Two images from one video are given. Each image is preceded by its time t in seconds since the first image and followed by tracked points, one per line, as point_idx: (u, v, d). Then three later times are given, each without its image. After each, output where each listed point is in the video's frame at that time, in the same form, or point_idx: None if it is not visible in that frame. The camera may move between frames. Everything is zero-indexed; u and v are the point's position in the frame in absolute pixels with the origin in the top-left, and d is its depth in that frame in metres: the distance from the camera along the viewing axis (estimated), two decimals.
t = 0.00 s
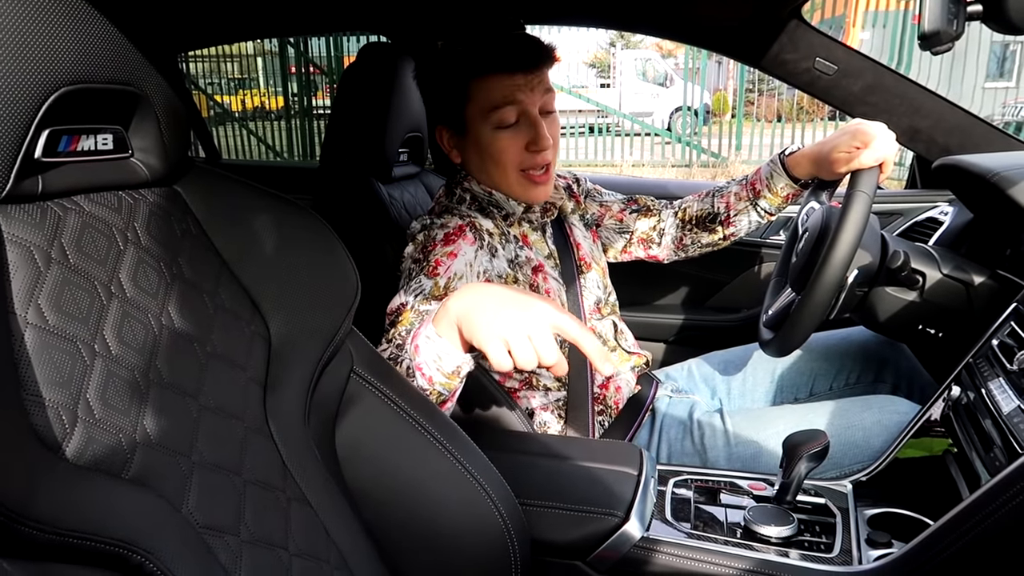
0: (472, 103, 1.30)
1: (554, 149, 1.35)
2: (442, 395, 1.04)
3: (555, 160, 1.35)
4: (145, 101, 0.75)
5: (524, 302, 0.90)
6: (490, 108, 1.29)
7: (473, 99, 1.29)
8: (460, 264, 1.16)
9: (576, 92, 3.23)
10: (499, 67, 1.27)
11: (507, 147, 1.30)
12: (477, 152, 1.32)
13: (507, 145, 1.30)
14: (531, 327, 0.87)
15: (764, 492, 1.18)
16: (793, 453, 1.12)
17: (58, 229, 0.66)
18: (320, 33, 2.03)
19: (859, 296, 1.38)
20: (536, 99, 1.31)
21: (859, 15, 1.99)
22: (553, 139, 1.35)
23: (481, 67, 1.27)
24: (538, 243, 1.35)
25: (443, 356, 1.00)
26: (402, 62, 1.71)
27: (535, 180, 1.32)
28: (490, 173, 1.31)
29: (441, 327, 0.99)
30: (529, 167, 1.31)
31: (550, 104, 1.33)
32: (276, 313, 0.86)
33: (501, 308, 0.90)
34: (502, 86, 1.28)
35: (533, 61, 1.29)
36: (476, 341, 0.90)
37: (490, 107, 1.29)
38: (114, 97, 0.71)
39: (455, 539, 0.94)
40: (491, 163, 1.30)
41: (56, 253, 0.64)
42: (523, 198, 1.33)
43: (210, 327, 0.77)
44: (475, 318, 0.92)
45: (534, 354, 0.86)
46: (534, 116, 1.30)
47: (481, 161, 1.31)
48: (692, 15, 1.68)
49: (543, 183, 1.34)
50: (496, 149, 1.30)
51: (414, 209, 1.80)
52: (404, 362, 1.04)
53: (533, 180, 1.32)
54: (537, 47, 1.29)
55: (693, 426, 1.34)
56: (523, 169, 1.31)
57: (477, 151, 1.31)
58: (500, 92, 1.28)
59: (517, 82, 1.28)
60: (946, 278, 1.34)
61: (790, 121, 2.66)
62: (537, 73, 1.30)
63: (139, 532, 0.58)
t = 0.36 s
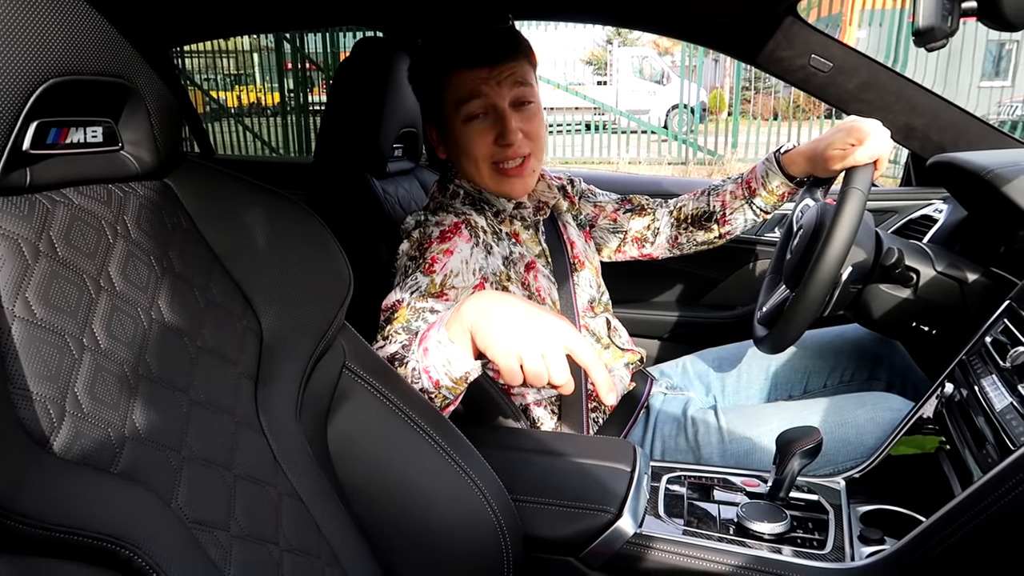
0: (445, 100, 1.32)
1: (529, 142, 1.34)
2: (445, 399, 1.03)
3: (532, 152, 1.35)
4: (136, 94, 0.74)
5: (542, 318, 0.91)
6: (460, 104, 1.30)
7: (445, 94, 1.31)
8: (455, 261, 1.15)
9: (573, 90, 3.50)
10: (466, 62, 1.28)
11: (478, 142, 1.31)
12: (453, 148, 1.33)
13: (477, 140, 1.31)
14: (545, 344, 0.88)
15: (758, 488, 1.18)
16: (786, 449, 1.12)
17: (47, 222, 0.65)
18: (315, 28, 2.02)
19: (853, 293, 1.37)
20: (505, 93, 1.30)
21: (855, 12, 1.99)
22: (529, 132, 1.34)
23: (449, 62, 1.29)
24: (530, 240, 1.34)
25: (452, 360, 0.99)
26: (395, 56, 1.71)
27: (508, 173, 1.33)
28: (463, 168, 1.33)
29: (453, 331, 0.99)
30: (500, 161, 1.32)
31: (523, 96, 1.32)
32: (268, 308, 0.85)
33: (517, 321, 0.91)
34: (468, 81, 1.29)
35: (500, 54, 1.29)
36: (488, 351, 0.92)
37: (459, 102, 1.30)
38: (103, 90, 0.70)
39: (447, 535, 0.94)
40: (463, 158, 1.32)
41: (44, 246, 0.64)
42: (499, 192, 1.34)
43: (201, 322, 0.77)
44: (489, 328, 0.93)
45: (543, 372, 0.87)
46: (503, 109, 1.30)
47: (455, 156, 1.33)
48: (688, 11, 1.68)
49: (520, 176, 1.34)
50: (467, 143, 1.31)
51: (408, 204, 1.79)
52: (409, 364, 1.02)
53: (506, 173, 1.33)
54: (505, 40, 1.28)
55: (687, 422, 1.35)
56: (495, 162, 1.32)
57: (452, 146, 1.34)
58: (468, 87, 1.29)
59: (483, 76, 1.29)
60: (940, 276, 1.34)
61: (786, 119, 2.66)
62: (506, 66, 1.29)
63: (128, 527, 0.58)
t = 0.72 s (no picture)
0: (434, 104, 1.31)
1: (518, 146, 1.32)
2: (437, 399, 1.03)
3: (521, 156, 1.33)
4: (126, 88, 0.74)
5: (533, 319, 0.91)
6: (447, 108, 1.30)
7: (434, 99, 1.31)
8: (448, 257, 1.15)
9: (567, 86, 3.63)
10: (451, 66, 1.28)
11: (466, 146, 1.30)
12: (444, 153, 1.33)
13: (465, 143, 1.30)
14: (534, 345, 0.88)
15: (751, 485, 1.18)
16: (779, 446, 1.12)
17: (34, 215, 0.65)
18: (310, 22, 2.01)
19: (847, 289, 1.38)
20: (492, 95, 1.29)
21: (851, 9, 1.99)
22: (517, 135, 1.32)
23: (436, 66, 1.29)
24: (524, 236, 1.35)
25: (443, 361, 0.99)
26: (389, 51, 1.70)
27: (497, 176, 1.31)
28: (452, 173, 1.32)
29: (446, 332, 0.98)
30: (488, 165, 1.30)
31: (510, 100, 1.31)
32: (259, 303, 0.85)
33: (509, 321, 0.91)
34: (454, 84, 1.28)
35: (486, 57, 1.28)
36: (478, 352, 0.91)
37: (447, 107, 1.30)
38: (92, 82, 0.69)
39: (440, 531, 0.93)
40: (452, 162, 1.31)
41: (32, 239, 0.64)
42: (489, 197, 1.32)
43: (191, 316, 0.77)
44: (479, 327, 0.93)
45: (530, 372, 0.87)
46: (489, 112, 1.29)
47: (445, 161, 1.32)
48: (685, 7, 1.68)
49: (510, 179, 1.32)
50: (456, 147, 1.30)
51: (403, 200, 1.78)
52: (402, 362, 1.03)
53: (495, 177, 1.31)
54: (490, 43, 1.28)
55: (681, 418, 1.35)
56: (483, 166, 1.30)
57: (443, 150, 1.33)
58: (454, 91, 1.29)
59: (468, 79, 1.28)
60: (934, 273, 1.35)
61: (782, 117, 2.66)
62: (491, 69, 1.28)
63: (115, 523, 0.58)
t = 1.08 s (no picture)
0: (430, 96, 1.31)
1: (513, 139, 1.33)
2: (433, 399, 1.02)
3: (516, 150, 1.34)
4: (116, 82, 0.73)
5: (532, 320, 0.90)
6: (444, 101, 1.30)
7: (430, 91, 1.31)
8: (443, 255, 1.14)
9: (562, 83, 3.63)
10: (448, 59, 1.28)
11: (462, 139, 1.30)
12: (439, 145, 1.33)
13: (461, 137, 1.30)
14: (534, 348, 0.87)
15: (745, 483, 1.18)
16: (774, 444, 1.12)
17: (22, 210, 0.64)
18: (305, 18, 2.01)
19: (842, 288, 1.37)
20: (488, 89, 1.30)
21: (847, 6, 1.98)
22: (513, 129, 1.33)
23: (432, 58, 1.28)
24: (519, 235, 1.33)
25: (441, 362, 0.97)
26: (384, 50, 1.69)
27: (493, 170, 1.32)
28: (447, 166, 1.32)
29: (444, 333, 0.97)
30: (483, 159, 1.31)
31: (506, 94, 1.31)
32: (251, 300, 0.84)
33: (507, 322, 0.90)
34: (451, 77, 1.28)
35: (484, 50, 1.28)
36: (477, 353, 0.91)
37: (443, 99, 1.30)
38: (81, 77, 0.69)
39: (432, 530, 0.93)
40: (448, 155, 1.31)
41: (19, 234, 0.63)
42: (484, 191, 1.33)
43: (182, 314, 0.76)
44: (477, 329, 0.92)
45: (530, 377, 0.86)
46: (486, 106, 1.30)
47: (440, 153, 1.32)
48: (680, 5, 1.68)
49: (505, 173, 1.33)
50: (451, 140, 1.31)
51: (397, 197, 1.78)
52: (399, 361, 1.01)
53: (490, 171, 1.32)
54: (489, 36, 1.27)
55: (675, 417, 1.34)
56: (479, 160, 1.31)
57: (439, 143, 1.33)
58: (450, 83, 1.29)
59: (465, 72, 1.28)
60: (928, 271, 1.35)
61: (778, 116, 2.66)
62: (488, 63, 1.28)
63: (102, 521, 0.57)
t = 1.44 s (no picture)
0: (441, 82, 1.29)
1: (523, 132, 1.32)
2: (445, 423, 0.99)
3: (525, 143, 1.33)
4: (100, 75, 0.71)
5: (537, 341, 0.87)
6: (455, 88, 1.28)
7: (440, 78, 1.29)
8: (438, 253, 1.13)
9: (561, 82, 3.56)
10: (462, 45, 1.26)
11: (472, 128, 1.29)
12: (447, 133, 1.31)
13: (473, 125, 1.29)
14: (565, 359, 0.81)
15: (737, 479, 1.18)
16: (765, 440, 1.12)
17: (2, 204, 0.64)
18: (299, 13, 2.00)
19: (835, 283, 1.38)
20: (501, 79, 1.28)
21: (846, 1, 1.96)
22: (523, 122, 1.31)
23: (445, 45, 1.27)
24: (516, 230, 1.33)
25: (464, 400, 0.92)
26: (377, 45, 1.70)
27: (501, 162, 1.30)
28: (455, 154, 1.31)
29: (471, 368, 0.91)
30: (494, 148, 1.29)
31: (520, 85, 1.30)
32: (239, 295, 0.84)
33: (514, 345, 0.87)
34: (464, 64, 1.27)
35: (498, 40, 1.27)
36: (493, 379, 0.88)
37: (455, 86, 1.28)
38: (62, 68, 0.67)
39: (422, 527, 0.92)
40: (457, 143, 1.30)
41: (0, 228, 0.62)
42: (491, 181, 1.31)
43: (167, 309, 0.75)
44: (504, 350, 0.87)
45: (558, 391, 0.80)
46: (498, 95, 1.28)
47: (449, 141, 1.31)
48: None
49: (513, 165, 1.32)
50: (462, 128, 1.29)
51: (389, 193, 1.77)
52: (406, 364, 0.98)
53: (498, 162, 1.30)
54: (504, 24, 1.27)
55: (667, 413, 1.34)
56: (488, 151, 1.29)
57: (446, 130, 1.31)
58: (463, 70, 1.27)
59: (479, 59, 1.27)
60: (921, 267, 1.35)
61: (772, 113, 2.66)
62: (502, 52, 1.27)
63: (85, 518, 0.56)
